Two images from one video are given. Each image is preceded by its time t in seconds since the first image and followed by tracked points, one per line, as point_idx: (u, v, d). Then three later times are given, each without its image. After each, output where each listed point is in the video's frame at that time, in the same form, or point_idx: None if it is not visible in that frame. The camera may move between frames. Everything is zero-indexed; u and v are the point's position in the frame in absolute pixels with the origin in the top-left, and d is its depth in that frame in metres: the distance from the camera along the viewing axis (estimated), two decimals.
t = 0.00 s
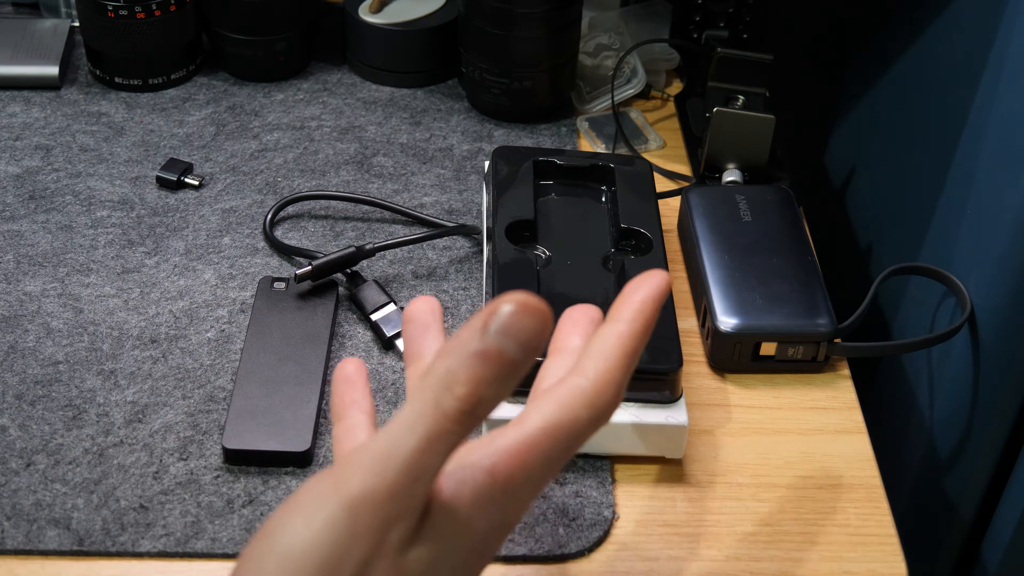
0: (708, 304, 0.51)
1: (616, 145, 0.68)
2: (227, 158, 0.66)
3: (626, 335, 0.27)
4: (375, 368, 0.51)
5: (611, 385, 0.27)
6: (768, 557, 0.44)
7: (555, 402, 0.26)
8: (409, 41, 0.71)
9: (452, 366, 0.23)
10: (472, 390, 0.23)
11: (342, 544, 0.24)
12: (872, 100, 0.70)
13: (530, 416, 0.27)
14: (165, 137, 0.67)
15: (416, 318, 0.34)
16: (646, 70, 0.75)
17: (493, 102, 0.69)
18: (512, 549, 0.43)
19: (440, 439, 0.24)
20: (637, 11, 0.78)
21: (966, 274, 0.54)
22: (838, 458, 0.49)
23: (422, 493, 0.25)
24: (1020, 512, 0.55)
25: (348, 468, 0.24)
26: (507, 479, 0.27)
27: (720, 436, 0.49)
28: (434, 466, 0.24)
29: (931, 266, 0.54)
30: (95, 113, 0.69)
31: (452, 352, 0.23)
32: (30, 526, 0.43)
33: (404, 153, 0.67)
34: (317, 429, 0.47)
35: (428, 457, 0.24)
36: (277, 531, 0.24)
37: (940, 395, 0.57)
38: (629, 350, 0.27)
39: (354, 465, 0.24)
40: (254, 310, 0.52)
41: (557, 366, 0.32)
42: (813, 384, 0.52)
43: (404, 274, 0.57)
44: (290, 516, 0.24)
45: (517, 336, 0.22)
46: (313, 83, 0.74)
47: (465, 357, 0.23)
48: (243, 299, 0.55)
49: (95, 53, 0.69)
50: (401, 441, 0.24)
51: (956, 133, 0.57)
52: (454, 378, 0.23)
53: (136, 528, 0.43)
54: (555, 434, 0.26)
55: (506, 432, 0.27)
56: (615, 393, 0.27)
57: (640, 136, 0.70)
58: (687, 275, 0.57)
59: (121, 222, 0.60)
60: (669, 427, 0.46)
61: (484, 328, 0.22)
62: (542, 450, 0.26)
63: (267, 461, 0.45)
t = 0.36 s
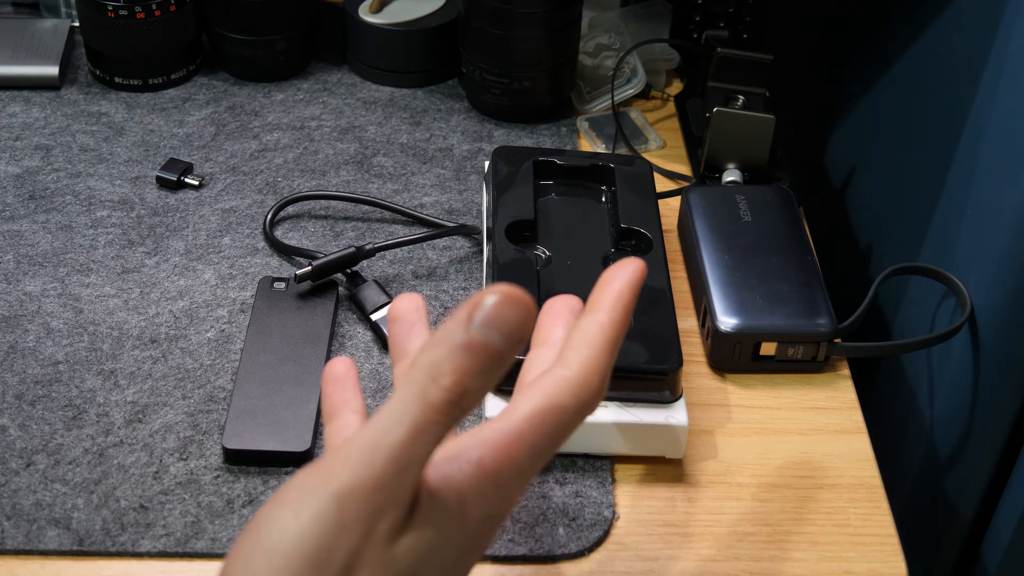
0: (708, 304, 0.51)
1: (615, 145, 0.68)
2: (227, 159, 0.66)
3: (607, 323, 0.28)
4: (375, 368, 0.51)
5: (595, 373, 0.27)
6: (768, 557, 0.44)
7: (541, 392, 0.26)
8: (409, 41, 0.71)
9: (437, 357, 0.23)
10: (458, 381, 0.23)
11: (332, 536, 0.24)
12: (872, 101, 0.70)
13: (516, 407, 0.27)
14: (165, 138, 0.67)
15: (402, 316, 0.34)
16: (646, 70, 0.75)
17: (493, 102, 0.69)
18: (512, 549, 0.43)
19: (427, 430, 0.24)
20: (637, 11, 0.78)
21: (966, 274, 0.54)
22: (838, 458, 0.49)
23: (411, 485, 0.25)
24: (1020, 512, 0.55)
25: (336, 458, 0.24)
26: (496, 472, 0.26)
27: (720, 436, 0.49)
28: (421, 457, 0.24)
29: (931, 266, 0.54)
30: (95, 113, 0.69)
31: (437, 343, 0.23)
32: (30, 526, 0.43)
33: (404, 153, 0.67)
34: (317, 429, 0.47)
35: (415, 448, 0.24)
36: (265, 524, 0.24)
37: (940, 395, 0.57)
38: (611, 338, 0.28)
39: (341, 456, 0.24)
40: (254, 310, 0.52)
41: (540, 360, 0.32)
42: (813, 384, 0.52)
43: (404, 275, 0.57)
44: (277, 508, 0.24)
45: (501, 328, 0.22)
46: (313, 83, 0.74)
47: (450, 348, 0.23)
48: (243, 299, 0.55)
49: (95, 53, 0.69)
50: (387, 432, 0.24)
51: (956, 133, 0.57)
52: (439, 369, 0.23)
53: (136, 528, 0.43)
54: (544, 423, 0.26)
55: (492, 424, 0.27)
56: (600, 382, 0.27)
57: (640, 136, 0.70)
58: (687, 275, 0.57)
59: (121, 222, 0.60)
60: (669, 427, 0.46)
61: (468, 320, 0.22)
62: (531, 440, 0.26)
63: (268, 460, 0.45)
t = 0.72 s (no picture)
0: (708, 304, 0.51)
1: (615, 145, 0.68)
2: (227, 158, 0.66)
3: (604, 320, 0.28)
4: (375, 368, 0.51)
5: (591, 370, 0.27)
6: (768, 557, 0.44)
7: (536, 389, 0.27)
8: (409, 41, 0.71)
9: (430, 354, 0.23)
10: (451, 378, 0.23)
11: (327, 535, 0.24)
12: (872, 101, 0.70)
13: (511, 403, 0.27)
14: (165, 138, 0.67)
15: (399, 316, 0.34)
16: (646, 70, 0.75)
17: (493, 102, 0.69)
18: (511, 549, 0.43)
19: (421, 428, 0.24)
20: (637, 11, 0.78)
21: (966, 274, 0.54)
22: (838, 458, 0.49)
23: (406, 483, 0.25)
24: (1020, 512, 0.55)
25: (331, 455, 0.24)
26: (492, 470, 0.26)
27: (720, 436, 0.49)
28: (415, 455, 0.24)
29: (931, 267, 0.54)
30: (95, 113, 0.69)
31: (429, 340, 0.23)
32: (30, 526, 0.43)
33: (404, 153, 0.67)
34: (318, 429, 0.47)
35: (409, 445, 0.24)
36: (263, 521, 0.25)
37: (940, 395, 0.57)
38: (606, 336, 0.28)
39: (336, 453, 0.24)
40: (254, 310, 0.52)
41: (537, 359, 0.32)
42: (813, 384, 0.52)
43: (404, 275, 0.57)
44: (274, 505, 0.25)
45: (494, 324, 0.22)
46: (313, 83, 0.74)
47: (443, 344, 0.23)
48: (244, 299, 0.55)
49: (95, 53, 0.69)
50: (382, 429, 0.24)
51: (956, 133, 0.57)
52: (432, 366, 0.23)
53: (136, 528, 0.43)
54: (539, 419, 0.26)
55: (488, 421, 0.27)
56: (596, 380, 0.27)
57: (640, 136, 0.70)
58: (687, 275, 0.57)
59: (121, 222, 0.60)
60: (669, 428, 0.46)
61: (460, 317, 0.22)
62: (527, 438, 0.26)
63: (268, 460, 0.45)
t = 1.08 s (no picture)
0: (708, 304, 0.51)
1: (615, 145, 0.68)
2: (227, 158, 0.66)
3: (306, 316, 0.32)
4: (375, 368, 0.51)
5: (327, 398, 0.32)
6: (768, 557, 0.44)
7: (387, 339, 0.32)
8: (409, 41, 0.71)
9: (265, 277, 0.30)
10: (99, 247, 0.29)
11: None
12: (872, 101, 0.70)
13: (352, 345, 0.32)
14: (165, 138, 0.67)
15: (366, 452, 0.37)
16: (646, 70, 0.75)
17: (493, 102, 0.69)
18: (511, 549, 0.43)
19: (59, 285, 0.28)
20: (637, 11, 0.78)
21: (966, 274, 0.54)
22: (838, 458, 0.49)
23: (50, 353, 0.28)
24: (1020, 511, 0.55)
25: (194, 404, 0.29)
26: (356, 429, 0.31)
27: (721, 436, 0.49)
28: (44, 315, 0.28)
29: (931, 267, 0.54)
30: (95, 113, 0.68)
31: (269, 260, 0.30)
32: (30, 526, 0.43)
33: (404, 153, 0.67)
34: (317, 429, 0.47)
35: (67, 290, 0.28)
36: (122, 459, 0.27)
37: (939, 395, 0.57)
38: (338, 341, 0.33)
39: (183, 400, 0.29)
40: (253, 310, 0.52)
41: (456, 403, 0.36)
42: (813, 384, 0.52)
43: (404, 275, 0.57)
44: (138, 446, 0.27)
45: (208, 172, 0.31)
46: (312, 83, 0.74)
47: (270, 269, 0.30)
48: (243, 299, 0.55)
49: (95, 53, 0.69)
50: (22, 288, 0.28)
51: (956, 133, 0.57)
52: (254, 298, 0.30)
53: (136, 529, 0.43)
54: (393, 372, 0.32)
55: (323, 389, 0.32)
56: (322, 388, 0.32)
57: (640, 136, 0.70)
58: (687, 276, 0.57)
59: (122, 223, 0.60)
60: (669, 428, 0.46)
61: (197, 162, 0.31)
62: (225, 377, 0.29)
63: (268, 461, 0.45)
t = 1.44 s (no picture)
0: (708, 304, 0.51)
1: (615, 145, 0.68)
2: (227, 158, 0.66)
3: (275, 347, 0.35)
4: (375, 368, 0.51)
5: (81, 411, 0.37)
6: (768, 557, 0.44)
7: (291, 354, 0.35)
8: (409, 41, 0.71)
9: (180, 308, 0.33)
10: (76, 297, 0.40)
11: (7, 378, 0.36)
12: (872, 101, 0.70)
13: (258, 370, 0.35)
14: (165, 137, 0.67)
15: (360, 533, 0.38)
16: (646, 70, 0.75)
17: (493, 102, 0.69)
18: (511, 549, 0.43)
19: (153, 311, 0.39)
20: (637, 11, 0.78)
21: (966, 274, 0.54)
22: (838, 458, 0.49)
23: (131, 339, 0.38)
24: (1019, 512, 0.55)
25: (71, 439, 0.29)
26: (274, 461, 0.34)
27: (721, 436, 0.49)
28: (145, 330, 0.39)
29: (931, 267, 0.54)
30: (95, 113, 0.69)
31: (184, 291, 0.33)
32: (30, 526, 0.43)
33: (404, 153, 0.67)
34: (317, 429, 0.47)
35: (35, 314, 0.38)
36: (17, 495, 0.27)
37: (939, 395, 0.57)
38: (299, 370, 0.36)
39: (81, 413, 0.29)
40: (253, 310, 0.52)
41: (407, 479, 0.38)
42: (813, 384, 0.52)
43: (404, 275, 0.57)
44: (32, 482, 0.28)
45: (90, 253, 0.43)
46: (312, 83, 0.74)
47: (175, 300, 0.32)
48: (243, 299, 0.55)
49: (95, 53, 0.69)
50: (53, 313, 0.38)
51: (956, 133, 0.57)
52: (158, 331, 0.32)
53: (136, 528, 0.43)
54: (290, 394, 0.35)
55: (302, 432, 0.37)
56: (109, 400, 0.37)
57: (640, 136, 0.70)
58: (687, 276, 0.57)
59: (121, 222, 0.60)
60: (669, 428, 0.46)
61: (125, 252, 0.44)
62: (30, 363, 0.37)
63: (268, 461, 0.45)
